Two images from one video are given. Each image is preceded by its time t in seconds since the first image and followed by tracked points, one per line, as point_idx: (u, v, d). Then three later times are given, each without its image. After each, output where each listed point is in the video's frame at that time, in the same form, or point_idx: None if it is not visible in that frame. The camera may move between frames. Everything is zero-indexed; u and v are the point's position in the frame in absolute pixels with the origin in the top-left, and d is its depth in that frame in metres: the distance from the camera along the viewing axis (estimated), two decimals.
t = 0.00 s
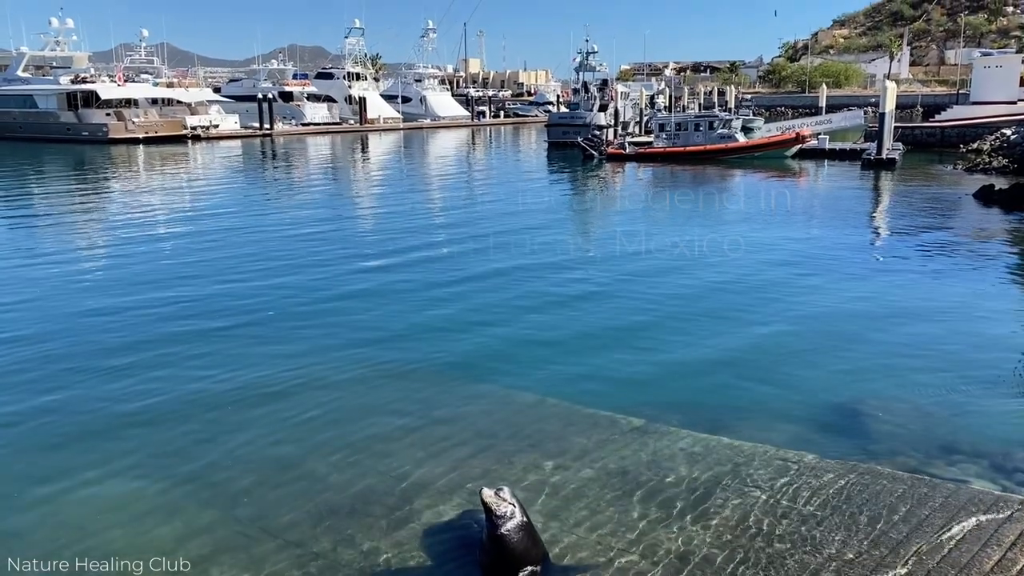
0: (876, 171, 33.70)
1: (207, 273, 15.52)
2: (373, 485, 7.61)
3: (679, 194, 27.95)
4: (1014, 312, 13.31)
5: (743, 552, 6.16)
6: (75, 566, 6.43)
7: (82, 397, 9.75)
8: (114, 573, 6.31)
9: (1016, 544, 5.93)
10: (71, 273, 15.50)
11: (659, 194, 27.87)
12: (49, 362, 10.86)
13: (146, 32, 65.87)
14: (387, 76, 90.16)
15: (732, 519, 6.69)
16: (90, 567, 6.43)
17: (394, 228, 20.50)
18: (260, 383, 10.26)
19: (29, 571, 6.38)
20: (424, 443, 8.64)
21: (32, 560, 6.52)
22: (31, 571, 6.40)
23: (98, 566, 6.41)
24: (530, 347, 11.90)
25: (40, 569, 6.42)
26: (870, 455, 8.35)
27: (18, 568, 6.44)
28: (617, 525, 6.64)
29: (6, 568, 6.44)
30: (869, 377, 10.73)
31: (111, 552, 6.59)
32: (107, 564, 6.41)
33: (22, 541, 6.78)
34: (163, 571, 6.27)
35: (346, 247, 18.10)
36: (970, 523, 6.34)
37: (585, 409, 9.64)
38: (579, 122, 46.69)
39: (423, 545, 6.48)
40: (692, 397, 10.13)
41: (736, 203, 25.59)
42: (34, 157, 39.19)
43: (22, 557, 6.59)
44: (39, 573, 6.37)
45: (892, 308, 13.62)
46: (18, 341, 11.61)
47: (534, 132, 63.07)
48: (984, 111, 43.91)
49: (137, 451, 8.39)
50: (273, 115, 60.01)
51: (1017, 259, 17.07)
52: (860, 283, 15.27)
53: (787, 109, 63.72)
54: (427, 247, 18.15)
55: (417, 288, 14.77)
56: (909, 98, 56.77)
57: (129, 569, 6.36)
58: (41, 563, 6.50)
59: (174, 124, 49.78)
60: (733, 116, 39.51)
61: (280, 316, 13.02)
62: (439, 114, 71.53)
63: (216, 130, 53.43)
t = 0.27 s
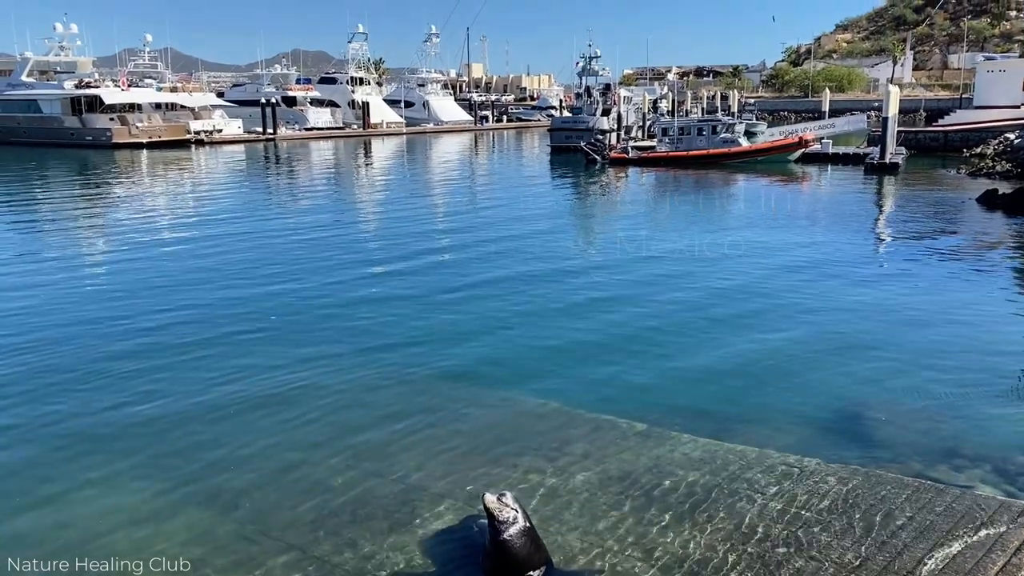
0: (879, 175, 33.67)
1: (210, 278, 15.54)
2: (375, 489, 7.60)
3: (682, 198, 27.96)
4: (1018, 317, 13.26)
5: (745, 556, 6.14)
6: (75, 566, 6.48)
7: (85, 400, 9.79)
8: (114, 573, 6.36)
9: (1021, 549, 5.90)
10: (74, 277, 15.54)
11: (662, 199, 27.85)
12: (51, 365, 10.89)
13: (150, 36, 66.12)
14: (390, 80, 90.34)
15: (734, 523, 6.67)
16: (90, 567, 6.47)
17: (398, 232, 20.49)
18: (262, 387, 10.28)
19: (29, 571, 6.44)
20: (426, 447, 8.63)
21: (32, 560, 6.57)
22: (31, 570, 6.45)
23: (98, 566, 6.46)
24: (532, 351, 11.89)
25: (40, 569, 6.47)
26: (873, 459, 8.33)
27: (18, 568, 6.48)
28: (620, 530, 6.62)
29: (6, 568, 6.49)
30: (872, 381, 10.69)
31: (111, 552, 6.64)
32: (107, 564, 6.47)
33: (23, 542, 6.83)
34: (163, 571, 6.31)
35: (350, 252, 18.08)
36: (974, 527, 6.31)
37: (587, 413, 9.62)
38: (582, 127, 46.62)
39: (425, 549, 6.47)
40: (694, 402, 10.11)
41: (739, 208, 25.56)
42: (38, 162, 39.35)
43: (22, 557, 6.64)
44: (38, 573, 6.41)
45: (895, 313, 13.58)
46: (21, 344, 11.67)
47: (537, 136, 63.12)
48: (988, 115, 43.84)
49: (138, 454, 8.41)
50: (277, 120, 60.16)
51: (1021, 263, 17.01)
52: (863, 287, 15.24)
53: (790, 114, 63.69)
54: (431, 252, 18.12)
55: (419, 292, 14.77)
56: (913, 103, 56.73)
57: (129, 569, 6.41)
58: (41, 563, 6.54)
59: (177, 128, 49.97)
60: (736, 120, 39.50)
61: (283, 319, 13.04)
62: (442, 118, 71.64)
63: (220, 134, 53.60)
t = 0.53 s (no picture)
0: (883, 179, 33.63)
1: (215, 282, 15.57)
2: (378, 493, 7.60)
3: (686, 202, 27.97)
4: None
5: (749, 561, 6.13)
6: (75, 567, 6.55)
7: (89, 403, 9.83)
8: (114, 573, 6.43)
9: None
10: (79, 281, 15.57)
11: (666, 203, 27.84)
12: (55, 369, 10.91)
13: (155, 41, 66.32)
14: (395, 85, 90.55)
15: (738, 528, 6.66)
16: (90, 566, 6.55)
17: (402, 237, 20.48)
18: (265, 390, 10.30)
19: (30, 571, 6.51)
20: (429, 451, 8.62)
21: (32, 560, 6.64)
22: (31, 571, 6.52)
23: (98, 566, 6.53)
24: (536, 355, 11.88)
25: (40, 569, 6.55)
26: (878, 464, 8.30)
27: (19, 568, 6.56)
28: (623, 534, 6.61)
29: (6, 568, 6.56)
30: (878, 386, 10.65)
31: (111, 552, 6.71)
32: (107, 564, 6.54)
33: (24, 543, 6.90)
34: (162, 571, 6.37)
35: (354, 257, 18.06)
36: (979, 532, 6.30)
37: (590, 417, 9.61)
38: (585, 131, 46.68)
39: (428, 554, 6.46)
40: (698, 406, 10.09)
41: (744, 212, 25.52)
42: (44, 167, 39.50)
43: (23, 557, 6.71)
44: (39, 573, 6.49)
45: (901, 317, 13.53)
46: (26, 348, 11.73)
47: (541, 141, 63.19)
48: (992, 119, 43.76)
49: (141, 457, 8.46)
50: (281, 124, 60.34)
51: None
52: (868, 291, 15.21)
53: (793, 118, 63.67)
54: (436, 257, 18.11)
55: (423, 296, 14.78)
56: (917, 107, 56.66)
57: (129, 569, 6.48)
58: (41, 563, 6.62)
59: (182, 133, 50.19)
60: (740, 124, 39.48)
61: (286, 323, 13.08)
62: (446, 123, 71.74)
63: (224, 139, 53.77)
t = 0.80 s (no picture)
0: (887, 182, 33.59)
1: (217, 286, 15.56)
2: (380, 496, 7.60)
3: (689, 205, 27.94)
4: None
5: (753, 566, 6.11)
6: (75, 566, 6.57)
7: (90, 406, 9.85)
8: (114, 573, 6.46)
9: None
10: (82, 284, 15.58)
11: (669, 206, 27.81)
12: (58, 372, 10.93)
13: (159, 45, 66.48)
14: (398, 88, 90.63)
15: (741, 532, 6.64)
16: (90, 566, 6.57)
17: (405, 240, 20.45)
18: (267, 393, 10.30)
19: (29, 571, 6.53)
20: (432, 454, 8.61)
21: (32, 560, 6.66)
22: (31, 570, 6.54)
23: (98, 566, 6.56)
24: (538, 358, 11.86)
25: (40, 569, 6.56)
26: (881, 467, 8.27)
27: (18, 568, 6.57)
28: (626, 537, 6.59)
29: (6, 568, 6.57)
30: (881, 389, 10.62)
31: (111, 553, 6.73)
32: (107, 564, 6.56)
33: (24, 544, 6.91)
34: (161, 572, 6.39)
35: (357, 260, 18.02)
36: (984, 536, 6.28)
37: (593, 420, 9.59)
38: (588, 134, 46.67)
39: (431, 558, 6.45)
40: (701, 409, 10.05)
41: (747, 215, 25.48)
42: (48, 170, 39.57)
43: (24, 557, 6.73)
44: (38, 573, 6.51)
45: (905, 321, 13.48)
46: (29, 351, 11.75)
47: (544, 144, 63.21)
48: (996, 122, 43.71)
49: (143, 459, 8.47)
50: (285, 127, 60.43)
51: None
52: (871, 295, 15.17)
53: (796, 121, 63.64)
54: (438, 260, 18.08)
55: (426, 300, 14.77)
56: (920, 110, 56.62)
57: (129, 569, 6.51)
58: (41, 563, 6.64)
59: (186, 136, 50.35)
60: (743, 128, 39.42)
61: (289, 326, 13.08)
62: (449, 126, 71.80)
63: (228, 142, 53.88)
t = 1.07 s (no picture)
0: (892, 186, 33.49)
1: (222, 289, 15.56)
2: (382, 499, 7.58)
3: (694, 209, 27.90)
4: None
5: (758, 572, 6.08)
6: (75, 566, 6.60)
7: (94, 408, 9.87)
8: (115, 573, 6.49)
9: None
10: (88, 288, 15.62)
11: (674, 210, 27.77)
12: (63, 374, 10.98)
13: (165, 50, 66.77)
14: (403, 92, 90.79)
15: (746, 537, 6.61)
16: (90, 567, 6.60)
17: (411, 245, 20.45)
18: (270, 396, 10.29)
19: (30, 571, 6.56)
20: (435, 457, 8.58)
21: (32, 560, 6.69)
22: (31, 570, 6.57)
23: (99, 566, 6.59)
24: (543, 362, 11.83)
25: (40, 569, 6.59)
26: (887, 471, 8.22)
27: (18, 568, 6.60)
28: (631, 542, 6.56)
29: (6, 568, 6.60)
30: (886, 393, 10.57)
31: (111, 552, 6.76)
32: (107, 564, 6.60)
33: (24, 544, 6.95)
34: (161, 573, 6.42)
35: (364, 264, 18.01)
36: (990, 543, 6.25)
37: (597, 424, 9.55)
38: (593, 138, 46.68)
39: (435, 563, 6.44)
40: (706, 413, 10.01)
41: (752, 219, 25.41)
42: (55, 174, 39.75)
43: (24, 557, 6.76)
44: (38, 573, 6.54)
45: (912, 325, 13.41)
46: (34, 354, 11.79)
47: (549, 149, 63.19)
48: (1002, 126, 43.56)
49: (145, 460, 8.48)
50: (290, 132, 60.60)
51: None
52: (877, 299, 15.10)
53: (802, 124, 63.53)
54: (443, 265, 18.06)
55: (430, 304, 14.75)
56: (926, 113, 56.48)
57: (130, 569, 6.54)
58: (41, 563, 6.67)
59: (191, 140, 50.86)
60: (748, 131, 39.36)
61: (293, 330, 13.08)
62: (454, 130, 71.87)
63: (234, 146, 54.15)
